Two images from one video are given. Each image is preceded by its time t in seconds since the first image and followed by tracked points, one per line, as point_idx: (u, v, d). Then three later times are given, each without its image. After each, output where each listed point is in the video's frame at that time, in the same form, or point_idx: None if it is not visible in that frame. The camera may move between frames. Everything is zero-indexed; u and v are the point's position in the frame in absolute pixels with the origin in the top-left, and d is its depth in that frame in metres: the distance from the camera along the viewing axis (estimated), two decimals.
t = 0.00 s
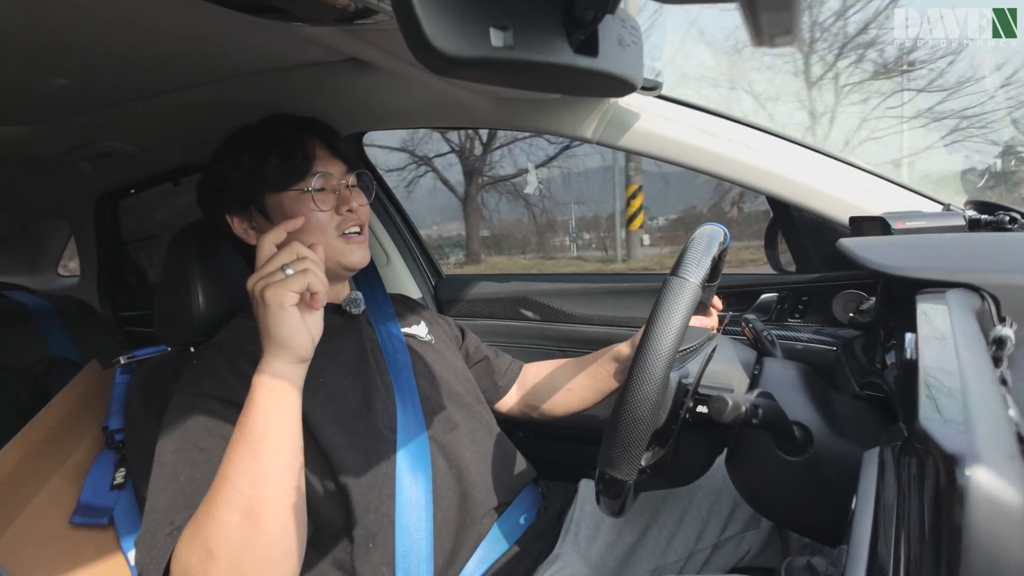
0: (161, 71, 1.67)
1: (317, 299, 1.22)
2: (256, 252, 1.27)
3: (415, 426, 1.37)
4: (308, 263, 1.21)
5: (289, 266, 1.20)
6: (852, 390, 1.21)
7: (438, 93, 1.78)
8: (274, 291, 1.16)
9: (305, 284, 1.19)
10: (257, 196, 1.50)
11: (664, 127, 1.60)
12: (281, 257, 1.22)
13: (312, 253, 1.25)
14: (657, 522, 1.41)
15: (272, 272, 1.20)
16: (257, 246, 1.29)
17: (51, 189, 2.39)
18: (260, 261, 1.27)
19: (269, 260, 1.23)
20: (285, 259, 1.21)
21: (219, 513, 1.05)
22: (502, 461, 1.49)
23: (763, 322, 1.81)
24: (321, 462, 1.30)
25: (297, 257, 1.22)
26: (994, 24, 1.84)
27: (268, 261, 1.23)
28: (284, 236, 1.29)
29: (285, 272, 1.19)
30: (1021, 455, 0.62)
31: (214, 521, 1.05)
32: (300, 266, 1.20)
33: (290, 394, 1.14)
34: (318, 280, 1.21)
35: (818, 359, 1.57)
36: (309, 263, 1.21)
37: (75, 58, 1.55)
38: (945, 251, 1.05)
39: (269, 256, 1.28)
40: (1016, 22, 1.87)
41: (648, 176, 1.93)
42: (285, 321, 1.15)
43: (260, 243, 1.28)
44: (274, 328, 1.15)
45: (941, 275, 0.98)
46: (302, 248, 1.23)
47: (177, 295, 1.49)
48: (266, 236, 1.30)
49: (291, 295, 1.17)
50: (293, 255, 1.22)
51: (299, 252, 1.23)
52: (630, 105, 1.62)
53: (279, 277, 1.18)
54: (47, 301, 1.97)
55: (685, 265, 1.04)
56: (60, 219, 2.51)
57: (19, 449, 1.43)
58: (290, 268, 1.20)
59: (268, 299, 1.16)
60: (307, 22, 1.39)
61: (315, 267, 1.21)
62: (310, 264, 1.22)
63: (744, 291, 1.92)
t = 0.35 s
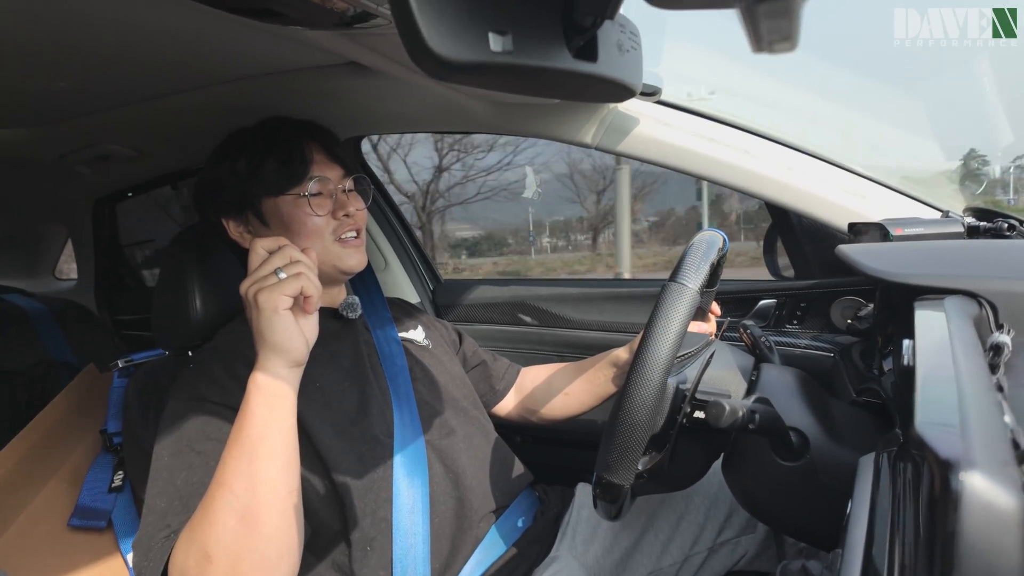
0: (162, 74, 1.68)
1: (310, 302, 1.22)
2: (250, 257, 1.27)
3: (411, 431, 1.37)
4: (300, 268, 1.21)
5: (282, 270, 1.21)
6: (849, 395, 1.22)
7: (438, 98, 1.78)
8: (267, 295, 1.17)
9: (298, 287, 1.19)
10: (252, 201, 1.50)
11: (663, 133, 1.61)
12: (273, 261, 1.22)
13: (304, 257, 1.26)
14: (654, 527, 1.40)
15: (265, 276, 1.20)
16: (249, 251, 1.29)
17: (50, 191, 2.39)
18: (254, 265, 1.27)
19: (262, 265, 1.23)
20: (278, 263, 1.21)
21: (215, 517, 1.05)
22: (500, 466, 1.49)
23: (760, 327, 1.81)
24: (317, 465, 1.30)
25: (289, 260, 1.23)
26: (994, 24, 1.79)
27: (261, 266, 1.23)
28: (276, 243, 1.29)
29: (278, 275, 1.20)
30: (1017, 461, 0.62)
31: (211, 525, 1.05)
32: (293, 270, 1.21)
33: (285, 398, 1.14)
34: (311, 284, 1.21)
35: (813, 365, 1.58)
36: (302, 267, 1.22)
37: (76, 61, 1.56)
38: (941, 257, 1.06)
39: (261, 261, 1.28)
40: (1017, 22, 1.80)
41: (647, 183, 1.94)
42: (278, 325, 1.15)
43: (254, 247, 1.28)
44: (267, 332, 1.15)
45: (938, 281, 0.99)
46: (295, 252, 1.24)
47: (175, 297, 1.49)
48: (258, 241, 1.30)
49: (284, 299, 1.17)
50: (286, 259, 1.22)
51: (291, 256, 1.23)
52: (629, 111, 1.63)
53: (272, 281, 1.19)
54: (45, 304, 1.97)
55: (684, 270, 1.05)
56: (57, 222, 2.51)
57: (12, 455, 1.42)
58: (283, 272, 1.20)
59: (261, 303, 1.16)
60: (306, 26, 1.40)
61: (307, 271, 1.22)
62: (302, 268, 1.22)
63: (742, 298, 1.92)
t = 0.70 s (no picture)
0: (158, 68, 1.67)
1: (315, 297, 1.22)
2: (254, 250, 1.27)
3: (412, 425, 1.38)
4: (305, 262, 1.21)
5: (287, 265, 1.20)
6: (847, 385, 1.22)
7: (436, 91, 1.78)
8: (272, 290, 1.16)
9: (303, 282, 1.19)
10: (258, 191, 1.50)
11: (662, 125, 1.60)
12: (278, 256, 1.21)
13: (310, 252, 1.26)
14: (654, 518, 1.41)
15: (271, 271, 1.20)
16: (254, 245, 1.29)
17: (47, 187, 2.38)
18: (259, 260, 1.27)
19: (267, 259, 1.23)
20: (282, 258, 1.21)
21: (219, 510, 1.05)
22: (500, 459, 1.50)
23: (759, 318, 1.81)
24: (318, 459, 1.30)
25: (294, 255, 1.22)
26: (994, 24, 1.81)
27: (266, 261, 1.23)
28: (281, 238, 1.29)
29: (283, 271, 1.19)
30: (1014, 450, 0.62)
31: (215, 518, 1.05)
32: (298, 265, 1.20)
33: (287, 392, 1.14)
34: (316, 278, 1.21)
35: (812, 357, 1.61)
36: (307, 262, 1.21)
37: (71, 56, 1.55)
38: (941, 246, 1.06)
39: (266, 255, 1.27)
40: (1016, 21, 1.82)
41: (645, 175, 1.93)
42: (283, 320, 1.15)
43: (259, 241, 1.27)
44: (272, 327, 1.15)
45: (937, 271, 0.98)
46: (300, 247, 1.23)
47: (174, 293, 1.49)
48: (263, 235, 1.30)
49: (289, 294, 1.17)
50: (291, 254, 1.22)
51: (296, 251, 1.22)
52: (626, 103, 1.62)
53: (278, 276, 1.18)
54: (43, 300, 1.96)
55: (681, 265, 1.04)
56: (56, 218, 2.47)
57: (10, 452, 1.41)
58: (287, 267, 1.20)
59: (266, 298, 1.16)
60: (303, 19, 1.39)
61: (313, 265, 1.22)
62: (308, 262, 1.22)
63: (740, 289, 1.91)
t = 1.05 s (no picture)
0: (154, 75, 1.67)
1: (303, 302, 1.21)
2: (243, 256, 1.27)
3: (408, 430, 1.37)
4: (293, 266, 1.22)
5: (275, 270, 1.21)
6: (846, 391, 1.22)
7: (433, 96, 1.78)
8: (260, 295, 1.16)
9: (291, 287, 1.19)
10: (246, 200, 1.50)
11: (660, 131, 1.61)
12: (266, 261, 1.22)
13: (298, 256, 1.26)
14: (652, 524, 1.41)
15: (259, 276, 1.20)
16: (242, 250, 1.29)
17: (44, 193, 2.38)
18: (246, 265, 1.26)
19: (255, 264, 1.22)
20: (270, 262, 1.21)
21: (210, 519, 1.05)
22: (498, 465, 1.49)
23: (757, 324, 1.81)
24: (313, 465, 1.29)
25: (282, 260, 1.22)
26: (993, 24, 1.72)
27: (254, 265, 1.23)
28: (269, 242, 1.29)
29: (271, 275, 1.19)
30: (1013, 456, 0.62)
31: (206, 526, 1.05)
32: (286, 270, 1.21)
33: (279, 397, 1.13)
34: (304, 283, 1.21)
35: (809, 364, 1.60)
36: (295, 267, 1.22)
37: (68, 63, 1.55)
38: (937, 253, 1.06)
39: (253, 260, 1.27)
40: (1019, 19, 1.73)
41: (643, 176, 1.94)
42: (271, 325, 1.15)
43: (246, 246, 1.27)
44: (261, 332, 1.14)
45: (930, 277, 0.99)
46: (289, 251, 1.24)
47: (171, 299, 1.49)
48: (251, 240, 1.30)
49: (277, 299, 1.17)
50: (279, 259, 1.22)
51: (284, 255, 1.23)
52: (623, 108, 1.63)
53: (266, 281, 1.18)
54: (39, 306, 1.95)
55: (679, 269, 1.04)
56: (52, 224, 2.50)
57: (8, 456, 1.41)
58: (276, 272, 1.20)
59: (254, 303, 1.15)
60: (300, 26, 1.39)
61: (301, 270, 1.22)
62: (296, 267, 1.22)
63: (738, 295, 1.91)
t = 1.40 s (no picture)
0: (153, 75, 1.67)
1: (312, 301, 1.22)
2: (251, 255, 1.27)
3: (410, 428, 1.38)
4: (301, 266, 1.22)
5: (283, 269, 1.21)
6: (846, 388, 1.23)
7: (432, 96, 1.79)
8: (268, 295, 1.17)
9: (299, 286, 1.19)
10: (251, 200, 1.50)
11: (660, 130, 1.61)
12: (274, 260, 1.22)
13: (305, 256, 1.26)
14: (653, 521, 1.42)
15: (266, 276, 1.20)
16: (251, 251, 1.29)
17: (46, 195, 2.38)
18: (255, 264, 1.27)
19: (262, 264, 1.23)
20: (278, 261, 1.22)
21: (216, 516, 1.05)
22: (500, 463, 1.50)
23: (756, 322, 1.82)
24: (316, 463, 1.30)
25: (290, 260, 1.23)
26: (994, 24, 1.75)
27: (263, 264, 1.23)
28: (277, 242, 1.29)
29: (278, 274, 1.20)
30: (1011, 452, 0.63)
31: (212, 523, 1.05)
32: (293, 269, 1.21)
33: (282, 396, 1.13)
34: (312, 282, 1.22)
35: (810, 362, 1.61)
36: (303, 266, 1.22)
37: (67, 63, 1.55)
38: (938, 249, 1.07)
39: (261, 260, 1.28)
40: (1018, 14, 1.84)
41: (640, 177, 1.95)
42: (279, 324, 1.15)
43: (255, 246, 1.28)
44: (269, 331, 1.15)
45: (930, 273, 0.99)
46: (296, 251, 1.24)
47: (173, 299, 1.49)
48: (259, 240, 1.30)
49: (285, 298, 1.17)
50: (287, 258, 1.23)
51: (292, 255, 1.24)
52: (622, 108, 1.64)
53: (273, 280, 1.19)
54: (41, 306, 1.96)
55: (678, 270, 1.05)
56: (52, 226, 2.50)
57: (10, 458, 1.41)
58: (284, 271, 1.20)
59: (263, 302, 1.16)
60: (299, 25, 1.40)
61: (308, 270, 1.22)
62: (303, 267, 1.23)
63: (737, 292, 1.92)
